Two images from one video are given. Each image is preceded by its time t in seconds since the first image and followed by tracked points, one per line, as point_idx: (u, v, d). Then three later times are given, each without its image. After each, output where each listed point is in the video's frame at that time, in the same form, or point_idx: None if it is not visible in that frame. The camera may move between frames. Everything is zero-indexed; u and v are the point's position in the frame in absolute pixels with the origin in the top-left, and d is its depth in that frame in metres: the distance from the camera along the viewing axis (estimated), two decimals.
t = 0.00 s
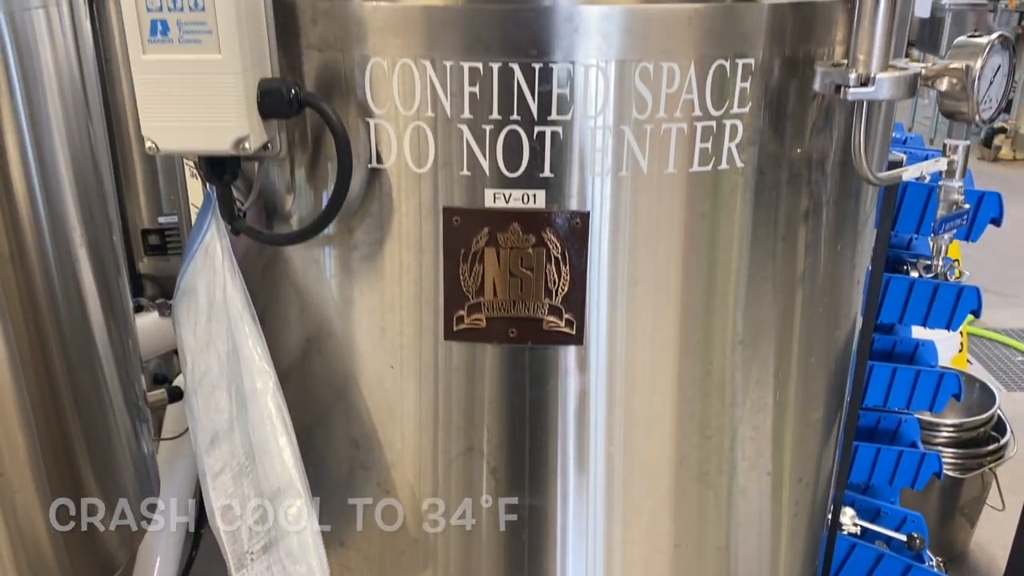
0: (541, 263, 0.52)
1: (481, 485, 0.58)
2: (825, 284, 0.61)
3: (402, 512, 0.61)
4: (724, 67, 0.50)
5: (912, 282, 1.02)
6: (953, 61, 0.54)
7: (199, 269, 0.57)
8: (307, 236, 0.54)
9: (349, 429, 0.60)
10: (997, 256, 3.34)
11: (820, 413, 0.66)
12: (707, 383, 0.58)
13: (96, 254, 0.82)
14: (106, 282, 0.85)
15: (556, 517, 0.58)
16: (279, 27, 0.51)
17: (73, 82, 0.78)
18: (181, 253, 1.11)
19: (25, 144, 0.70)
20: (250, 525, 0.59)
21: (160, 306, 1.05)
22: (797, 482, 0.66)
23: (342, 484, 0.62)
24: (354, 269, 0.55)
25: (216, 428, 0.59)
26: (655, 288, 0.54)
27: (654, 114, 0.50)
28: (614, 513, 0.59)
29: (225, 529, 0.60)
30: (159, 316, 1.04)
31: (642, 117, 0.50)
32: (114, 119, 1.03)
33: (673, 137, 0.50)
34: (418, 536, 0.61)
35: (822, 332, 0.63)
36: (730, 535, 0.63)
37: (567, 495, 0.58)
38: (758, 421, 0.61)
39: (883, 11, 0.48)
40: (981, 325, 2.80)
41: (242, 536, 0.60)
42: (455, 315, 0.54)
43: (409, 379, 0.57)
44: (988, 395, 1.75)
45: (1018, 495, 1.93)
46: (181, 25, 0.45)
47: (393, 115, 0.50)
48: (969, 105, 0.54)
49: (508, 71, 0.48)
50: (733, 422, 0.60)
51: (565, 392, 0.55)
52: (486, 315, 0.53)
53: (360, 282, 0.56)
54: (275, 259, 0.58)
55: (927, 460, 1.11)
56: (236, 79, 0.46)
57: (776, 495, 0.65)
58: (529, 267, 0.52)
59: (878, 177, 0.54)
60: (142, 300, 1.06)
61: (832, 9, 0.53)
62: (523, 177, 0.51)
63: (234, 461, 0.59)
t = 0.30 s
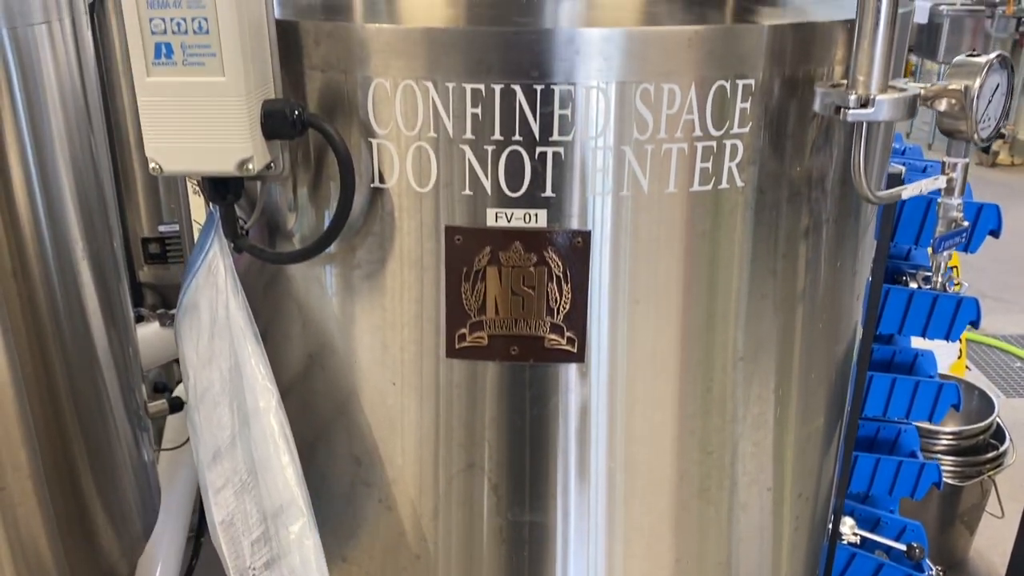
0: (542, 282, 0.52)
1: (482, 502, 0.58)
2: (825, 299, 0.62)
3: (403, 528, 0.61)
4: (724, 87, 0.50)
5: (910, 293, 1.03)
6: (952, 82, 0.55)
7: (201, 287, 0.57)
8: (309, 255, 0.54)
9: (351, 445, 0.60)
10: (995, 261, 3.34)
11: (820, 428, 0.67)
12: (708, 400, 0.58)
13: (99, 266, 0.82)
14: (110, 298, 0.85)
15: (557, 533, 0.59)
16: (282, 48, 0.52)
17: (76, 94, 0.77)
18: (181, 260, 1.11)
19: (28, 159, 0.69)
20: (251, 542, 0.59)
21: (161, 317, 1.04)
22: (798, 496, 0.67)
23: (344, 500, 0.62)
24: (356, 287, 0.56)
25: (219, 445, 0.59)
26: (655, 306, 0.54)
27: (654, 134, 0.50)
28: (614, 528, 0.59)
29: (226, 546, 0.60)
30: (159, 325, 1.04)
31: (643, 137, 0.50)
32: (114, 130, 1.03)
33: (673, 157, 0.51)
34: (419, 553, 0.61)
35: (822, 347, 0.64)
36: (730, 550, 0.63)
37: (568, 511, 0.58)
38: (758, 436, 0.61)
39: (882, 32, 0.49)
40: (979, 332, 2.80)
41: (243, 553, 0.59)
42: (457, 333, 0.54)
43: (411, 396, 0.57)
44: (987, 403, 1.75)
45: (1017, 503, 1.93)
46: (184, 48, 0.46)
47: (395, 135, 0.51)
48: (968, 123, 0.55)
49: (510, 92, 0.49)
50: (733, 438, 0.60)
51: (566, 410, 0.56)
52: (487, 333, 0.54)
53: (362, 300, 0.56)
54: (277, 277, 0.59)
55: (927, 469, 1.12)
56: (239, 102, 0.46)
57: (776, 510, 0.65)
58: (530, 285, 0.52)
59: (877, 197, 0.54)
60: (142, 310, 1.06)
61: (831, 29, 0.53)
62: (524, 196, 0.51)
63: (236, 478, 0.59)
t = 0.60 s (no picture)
0: (540, 304, 0.52)
1: (479, 524, 0.58)
2: (823, 319, 0.62)
3: (399, 550, 0.60)
4: (721, 111, 0.50)
5: (908, 307, 1.03)
6: (948, 104, 0.55)
7: (198, 305, 0.56)
8: (305, 277, 0.54)
9: (347, 466, 0.60)
10: (991, 268, 3.34)
11: (818, 447, 0.66)
12: (706, 420, 0.58)
13: (96, 281, 0.80)
14: (105, 308, 0.82)
15: (554, 555, 0.58)
16: (278, 72, 0.51)
17: (73, 109, 0.76)
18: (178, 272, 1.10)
19: (25, 176, 0.68)
20: (247, 565, 0.58)
21: (158, 329, 1.03)
22: (796, 515, 0.66)
23: (340, 521, 0.62)
24: (352, 309, 0.56)
25: (217, 466, 0.58)
26: (653, 326, 0.54)
27: (651, 158, 0.50)
28: (612, 550, 0.59)
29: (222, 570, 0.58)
30: (156, 338, 1.03)
31: (640, 161, 0.50)
32: (111, 144, 1.03)
33: (670, 180, 0.51)
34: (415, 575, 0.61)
35: (820, 367, 0.63)
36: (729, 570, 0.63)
37: (565, 533, 0.58)
38: (756, 456, 0.61)
39: (879, 56, 0.49)
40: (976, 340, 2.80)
41: None
42: (454, 355, 0.54)
43: (407, 419, 0.57)
44: (984, 413, 1.75)
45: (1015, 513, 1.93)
46: (181, 73, 0.46)
47: (392, 159, 0.51)
48: (965, 145, 0.55)
49: (507, 117, 0.49)
50: (731, 459, 0.60)
51: (564, 431, 0.56)
52: (484, 355, 0.54)
53: (358, 323, 0.56)
54: (273, 298, 0.59)
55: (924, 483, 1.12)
56: (235, 126, 0.46)
57: (773, 529, 0.65)
58: (527, 307, 0.52)
59: (874, 219, 0.54)
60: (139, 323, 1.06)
61: (828, 52, 0.53)
62: (521, 219, 0.51)
63: (234, 499, 0.58)
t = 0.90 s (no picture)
0: (536, 323, 0.52)
1: (475, 542, 0.58)
2: (819, 335, 0.62)
3: (395, 568, 0.60)
4: (716, 131, 0.50)
5: (904, 317, 1.03)
6: (942, 124, 0.55)
7: (194, 324, 0.57)
8: (301, 297, 0.54)
9: (344, 484, 0.60)
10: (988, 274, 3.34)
11: (814, 462, 0.66)
12: (703, 438, 0.58)
13: (93, 294, 0.78)
14: (101, 319, 0.80)
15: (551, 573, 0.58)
16: (275, 94, 0.52)
17: (71, 124, 0.73)
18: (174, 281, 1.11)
19: (22, 193, 0.67)
20: None
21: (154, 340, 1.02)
22: (792, 530, 0.66)
23: (336, 539, 0.62)
24: (348, 328, 0.56)
25: (213, 482, 0.59)
26: (649, 346, 0.54)
27: (647, 178, 0.50)
28: (610, 568, 0.59)
29: None
30: (152, 348, 1.02)
31: (635, 181, 0.50)
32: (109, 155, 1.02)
33: (665, 201, 0.51)
34: None
35: (817, 383, 0.64)
36: None
37: (562, 551, 0.58)
38: (753, 472, 0.61)
39: (873, 78, 0.49)
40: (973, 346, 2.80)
41: None
42: (449, 375, 0.54)
43: (403, 437, 0.57)
44: (981, 421, 1.75)
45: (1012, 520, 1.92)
46: (177, 97, 0.46)
47: (388, 179, 0.51)
48: (959, 164, 0.55)
49: (502, 138, 0.49)
50: (727, 477, 0.60)
51: (560, 450, 0.56)
52: (480, 374, 0.54)
53: (354, 342, 0.56)
54: (269, 317, 0.59)
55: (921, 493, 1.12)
56: (231, 150, 0.46)
57: (770, 545, 0.65)
58: (523, 327, 0.52)
59: (869, 238, 0.54)
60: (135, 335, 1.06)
61: (823, 72, 0.53)
62: (517, 239, 0.51)
63: (228, 515, 0.58)
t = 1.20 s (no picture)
0: (532, 343, 0.53)
1: (472, 559, 0.58)
2: (814, 353, 0.62)
3: None
4: (711, 153, 0.51)
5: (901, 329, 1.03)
6: (936, 144, 0.56)
7: (191, 342, 0.56)
8: (298, 317, 0.54)
9: (341, 502, 0.60)
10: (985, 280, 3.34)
11: (810, 478, 0.66)
12: (700, 456, 0.58)
13: (91, 306, 0.78)
14: (99, 332, 0.80)
15: None
16: (273, 116, 0.52)
17: (69, 141, 0.73)
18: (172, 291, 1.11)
19: (20, 211, 0.67)
20: None
21: (152, 351, 1.01)
22: (788, 546, 0.66)
23: (333, 557, 0.62)
24: (345, 348, 0.56)
25: (210, 500, 0.58)
26: (646, 366, 0.55)
27: (642, 200, 0.51)
28: None
29: None
30: (150, 359, 1.00)
31: (631, 203, 0.50)
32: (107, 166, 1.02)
33: (661, 223, 0.51)
34: None
35: (813, 400, 0.64)
36: None
37: (560, 569, 0.58)
38: (750, 490, 0.61)
39: (866, 100, 0.49)
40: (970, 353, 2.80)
41: None
42: (446, 394, 0.54)
43: (400, 456, 0.57)
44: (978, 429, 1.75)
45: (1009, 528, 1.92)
46: (175, 120, 0.46)
47: (385, 201, 0.51)
48: (953, 184, 0.55)
49: (499, 160, 0.49)
50: (723, 494, 0.60)
51: (557, 469, 0.56)
52: (477, 394, 0.54)
53: (351, 361, 0.56)
54: (266, 336, 0.59)
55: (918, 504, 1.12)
56: (228, 173, 0.46)
57: (766, 561, 0.65)
58: (520, 347, 0.53)
59: (863, 257, 0.55)
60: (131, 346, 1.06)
61: (818, 93, 0.53)
62: (514, 260, 0.51)
63: (226, 533, 0.58)
